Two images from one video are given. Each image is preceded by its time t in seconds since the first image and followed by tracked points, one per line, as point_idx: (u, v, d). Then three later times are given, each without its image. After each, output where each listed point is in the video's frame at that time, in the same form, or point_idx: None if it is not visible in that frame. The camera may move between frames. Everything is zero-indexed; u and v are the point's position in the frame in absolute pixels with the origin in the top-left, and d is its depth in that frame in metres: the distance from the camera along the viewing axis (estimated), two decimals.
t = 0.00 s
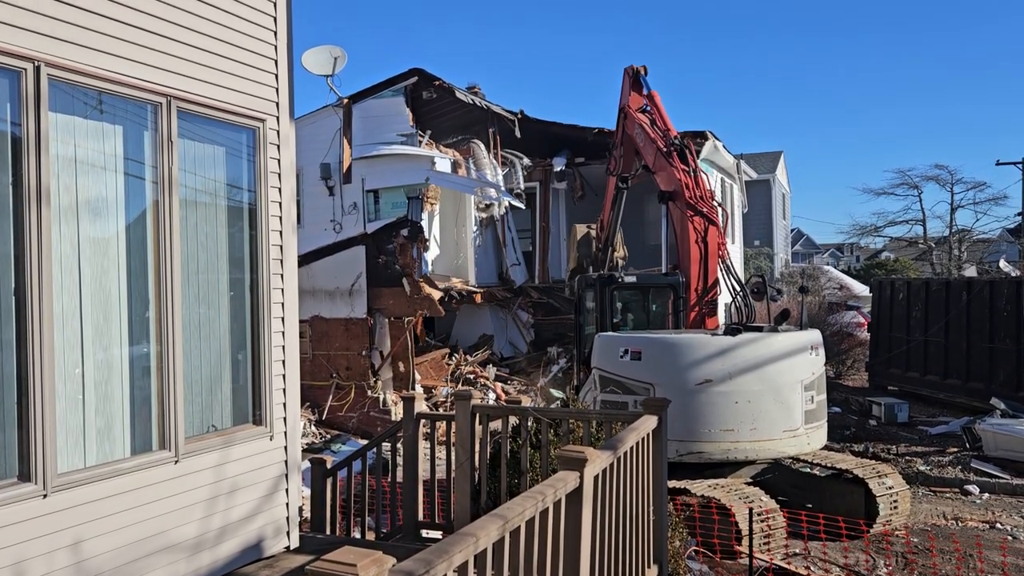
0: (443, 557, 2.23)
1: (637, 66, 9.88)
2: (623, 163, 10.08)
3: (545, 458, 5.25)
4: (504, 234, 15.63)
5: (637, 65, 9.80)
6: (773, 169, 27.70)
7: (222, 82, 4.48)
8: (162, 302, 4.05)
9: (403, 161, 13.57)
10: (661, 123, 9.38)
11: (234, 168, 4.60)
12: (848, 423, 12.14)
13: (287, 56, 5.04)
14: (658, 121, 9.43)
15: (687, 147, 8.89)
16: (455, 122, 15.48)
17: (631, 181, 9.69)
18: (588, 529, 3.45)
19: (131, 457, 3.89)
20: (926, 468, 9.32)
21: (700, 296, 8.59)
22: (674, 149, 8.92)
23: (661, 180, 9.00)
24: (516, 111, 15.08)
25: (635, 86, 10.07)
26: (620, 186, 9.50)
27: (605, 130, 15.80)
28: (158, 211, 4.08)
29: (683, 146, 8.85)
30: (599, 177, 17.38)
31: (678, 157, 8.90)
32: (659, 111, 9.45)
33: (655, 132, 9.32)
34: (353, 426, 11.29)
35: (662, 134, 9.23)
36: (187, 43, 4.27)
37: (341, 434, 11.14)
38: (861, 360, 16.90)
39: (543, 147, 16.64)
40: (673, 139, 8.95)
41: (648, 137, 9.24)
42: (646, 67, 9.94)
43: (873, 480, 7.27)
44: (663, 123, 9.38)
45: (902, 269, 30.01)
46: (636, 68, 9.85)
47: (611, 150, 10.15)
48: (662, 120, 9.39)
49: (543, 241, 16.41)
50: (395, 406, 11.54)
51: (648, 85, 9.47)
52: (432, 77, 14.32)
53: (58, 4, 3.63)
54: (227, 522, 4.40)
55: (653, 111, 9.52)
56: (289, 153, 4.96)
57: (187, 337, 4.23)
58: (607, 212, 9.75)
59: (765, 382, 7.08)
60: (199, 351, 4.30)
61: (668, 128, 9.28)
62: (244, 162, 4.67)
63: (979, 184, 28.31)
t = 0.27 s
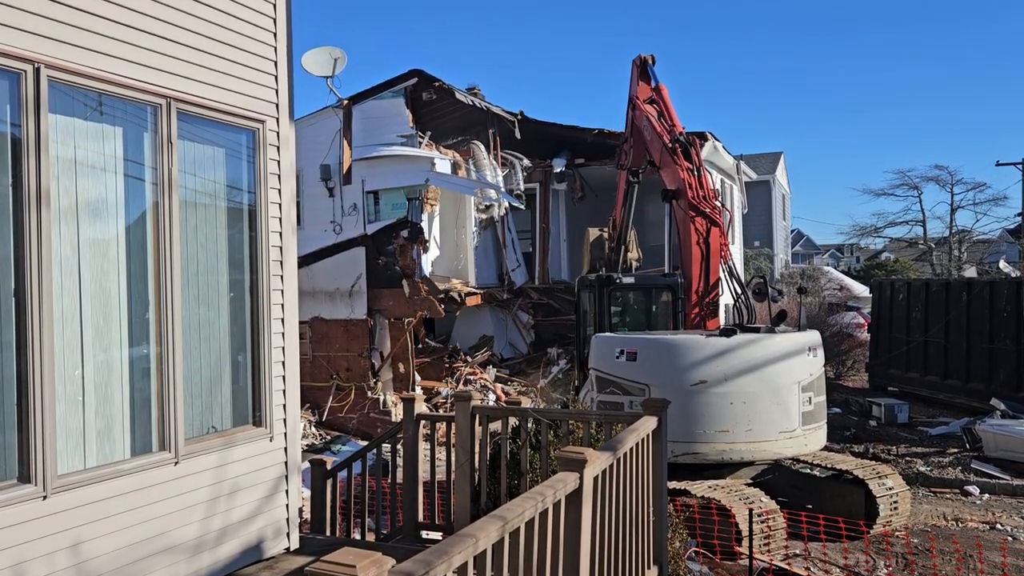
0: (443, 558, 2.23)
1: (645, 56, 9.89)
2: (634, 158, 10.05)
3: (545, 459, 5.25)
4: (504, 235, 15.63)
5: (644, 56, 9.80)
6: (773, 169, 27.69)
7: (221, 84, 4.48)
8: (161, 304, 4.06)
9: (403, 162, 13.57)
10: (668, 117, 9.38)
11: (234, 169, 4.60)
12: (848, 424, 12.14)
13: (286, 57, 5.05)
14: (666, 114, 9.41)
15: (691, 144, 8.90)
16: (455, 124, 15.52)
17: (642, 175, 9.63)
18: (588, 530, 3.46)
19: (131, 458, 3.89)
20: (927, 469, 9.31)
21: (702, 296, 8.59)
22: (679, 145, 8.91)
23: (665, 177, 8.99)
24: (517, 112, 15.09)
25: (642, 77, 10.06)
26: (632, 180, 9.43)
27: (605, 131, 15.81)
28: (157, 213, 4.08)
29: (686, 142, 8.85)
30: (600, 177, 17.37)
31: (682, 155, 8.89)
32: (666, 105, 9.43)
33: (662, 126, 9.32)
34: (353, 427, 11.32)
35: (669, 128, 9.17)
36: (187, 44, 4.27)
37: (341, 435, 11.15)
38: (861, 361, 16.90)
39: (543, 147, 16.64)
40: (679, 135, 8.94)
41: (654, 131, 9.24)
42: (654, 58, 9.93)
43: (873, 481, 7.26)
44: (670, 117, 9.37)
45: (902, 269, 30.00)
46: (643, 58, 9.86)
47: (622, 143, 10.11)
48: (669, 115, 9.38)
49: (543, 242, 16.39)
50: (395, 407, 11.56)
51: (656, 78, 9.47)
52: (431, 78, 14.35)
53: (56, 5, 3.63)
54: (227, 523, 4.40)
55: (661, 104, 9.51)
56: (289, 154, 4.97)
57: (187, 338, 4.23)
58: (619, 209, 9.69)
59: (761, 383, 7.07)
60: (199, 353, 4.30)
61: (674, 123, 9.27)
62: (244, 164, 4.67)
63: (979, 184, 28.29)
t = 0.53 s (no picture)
0: (443, 559, 2.23)
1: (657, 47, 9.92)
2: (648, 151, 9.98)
3: (545, 459, 5.25)
4: (504, 236, 15.66)
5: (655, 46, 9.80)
6: (773, 170, 27.69)
7: (221, 84, 4.48)
8: (161, 305, 4.05)
9: (403, 163, 13.54)
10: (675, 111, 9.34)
11: (234, 170, 4.60)
12: (848, 424, 12.13)
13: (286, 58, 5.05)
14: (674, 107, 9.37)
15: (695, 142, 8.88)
16: (455, 125, 15.32)
17: (656, 170, 9.62)
18: (587, 531, 3.45)
19: (131, 459, 3.89)
20: (927, 469, 9.31)
21: (703, 295, 8.56)
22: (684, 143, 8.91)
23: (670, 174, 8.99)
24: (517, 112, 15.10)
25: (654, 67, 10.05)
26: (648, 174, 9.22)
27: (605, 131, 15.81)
28: (157, 214, 4.08)
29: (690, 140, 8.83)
30: (600, 179, 17.37)
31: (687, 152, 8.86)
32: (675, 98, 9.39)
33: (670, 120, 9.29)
34: (353, 428, 11.19)
35: (677, 124, 9.15)
36: (187, 45, 4.27)
37: (340, 436, 11.03)
38: (861, 361, 16.90)
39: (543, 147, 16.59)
40: (684, 132, 8.94)
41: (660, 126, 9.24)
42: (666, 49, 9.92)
43: (873, 482, 7.26)
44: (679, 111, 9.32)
45: (902, 270, 29.99)
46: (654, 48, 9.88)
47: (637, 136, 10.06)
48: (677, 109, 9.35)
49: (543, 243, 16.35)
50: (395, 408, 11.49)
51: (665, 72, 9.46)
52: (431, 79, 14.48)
53: (54, 5, 3.62)
54: (226, 524, 4.40)
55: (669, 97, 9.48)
56: (289, 155, 4.97)
57: (187, 339, 4.23)
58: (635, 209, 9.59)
59: (754, 384, 7.04)
60: (199, 354, 4.30)
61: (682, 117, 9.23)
62: (244, 164, 4.67)
63: (979, 185, 28.29)
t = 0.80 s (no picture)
0: (443, 559, 2.23)
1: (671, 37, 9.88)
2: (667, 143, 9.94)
3: (545, 460, 5.25)
4: (504, 236, 15.70)
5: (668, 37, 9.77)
6: (773, 171, 27.69)
7: (221, 85, 4.48)
8: (160, 305, 4.05)
9: (403, 162, 13.50)
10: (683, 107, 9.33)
11: (234, 170, 4.60)
12: (848, 425, 12.14)
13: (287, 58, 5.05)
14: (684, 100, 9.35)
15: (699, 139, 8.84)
16: (455, 126, 15.36)
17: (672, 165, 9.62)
18: (587, 532, 3.45)
19: (130, 459, 3.89)
20: (927, 470, 9.31)
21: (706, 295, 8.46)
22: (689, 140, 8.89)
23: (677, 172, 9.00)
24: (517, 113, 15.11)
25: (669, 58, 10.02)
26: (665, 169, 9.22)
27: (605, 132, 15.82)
28: (157, 214, 4.08)
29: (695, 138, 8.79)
30: (599, 180, 17.38)
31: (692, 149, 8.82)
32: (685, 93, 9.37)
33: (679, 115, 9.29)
34: (353, 428, 11.16)
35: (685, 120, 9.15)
36: (186, 46, 4.27)
37: (340, 436, 10.98)
38: (861, 362, 16.91)
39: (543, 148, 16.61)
40: (689, 130, 8.91)
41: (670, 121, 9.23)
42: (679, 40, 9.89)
43: (873, 482, 7.26)
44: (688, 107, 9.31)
45: (902, 270, 29.99)
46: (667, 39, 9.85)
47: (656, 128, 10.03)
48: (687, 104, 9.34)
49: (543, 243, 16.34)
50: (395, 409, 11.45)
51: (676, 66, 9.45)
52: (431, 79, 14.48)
53: (53, 5, 3.62)
54: (226, 524, 4.40)
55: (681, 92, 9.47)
56: (289, 155, 4.97)
57: (187, 340, 4.23)
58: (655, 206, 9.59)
59: (743, 384, 7.03)
60: (199, 354, 4.30)
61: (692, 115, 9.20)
62: (244, 165, 4.67)
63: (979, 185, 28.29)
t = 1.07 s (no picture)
0: (443, 559, 2.22)
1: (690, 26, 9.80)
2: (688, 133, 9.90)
3: (545, 460, 5.24)
4: (504, 236, 15.71)
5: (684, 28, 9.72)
6: (773, 171, 27.69)
7: (221, 84, 4.48)
8: (160, 304, 4.05)
9: (403, 162, 13.51)
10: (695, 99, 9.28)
11: (234, 170, 4.60)
12: (848, 425, 12.14)
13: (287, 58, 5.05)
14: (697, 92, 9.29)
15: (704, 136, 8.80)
16: (455, 126, 15.33)
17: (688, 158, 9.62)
18: (587, 532, 3.45)
19: (131, 459, 3.89)
20: (927, 470, 9.31)
21: (707, 296, 8.45)
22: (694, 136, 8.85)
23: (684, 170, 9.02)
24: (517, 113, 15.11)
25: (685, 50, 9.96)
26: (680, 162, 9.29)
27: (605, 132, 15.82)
28: (156, 214, 4.08)
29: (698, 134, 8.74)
30: (600, 180, 17.40)
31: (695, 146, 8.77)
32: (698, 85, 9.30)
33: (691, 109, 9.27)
34: (353, 428, 11.19)
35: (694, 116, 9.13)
36: (186, 45, 4.27)
37: (340, 436, 10.97)
38: (861, 362, 16.91)
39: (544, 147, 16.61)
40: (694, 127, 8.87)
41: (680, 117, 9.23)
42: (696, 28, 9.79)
43: (873, 483, 7.26)
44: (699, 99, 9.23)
45: (903, 271, 30.00)
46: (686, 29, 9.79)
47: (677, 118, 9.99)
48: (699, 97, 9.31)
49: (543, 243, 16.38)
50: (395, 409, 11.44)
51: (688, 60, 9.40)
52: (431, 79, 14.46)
53: (53, 5, 3.61)
54: (227, 524, 4.40)
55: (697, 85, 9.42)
56: (290, 155, 4.97)
57: (187, 339, 4.23)
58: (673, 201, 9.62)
59: (728, 385, 7.04)
60: (199, 354, 4.30)
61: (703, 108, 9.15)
62: (244, 164, 4.67)
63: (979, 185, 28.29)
